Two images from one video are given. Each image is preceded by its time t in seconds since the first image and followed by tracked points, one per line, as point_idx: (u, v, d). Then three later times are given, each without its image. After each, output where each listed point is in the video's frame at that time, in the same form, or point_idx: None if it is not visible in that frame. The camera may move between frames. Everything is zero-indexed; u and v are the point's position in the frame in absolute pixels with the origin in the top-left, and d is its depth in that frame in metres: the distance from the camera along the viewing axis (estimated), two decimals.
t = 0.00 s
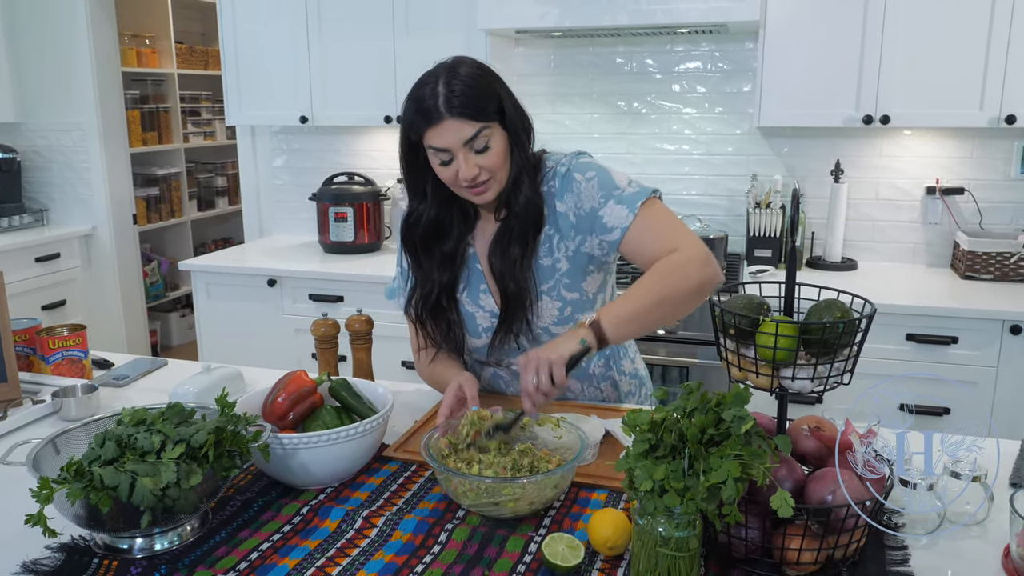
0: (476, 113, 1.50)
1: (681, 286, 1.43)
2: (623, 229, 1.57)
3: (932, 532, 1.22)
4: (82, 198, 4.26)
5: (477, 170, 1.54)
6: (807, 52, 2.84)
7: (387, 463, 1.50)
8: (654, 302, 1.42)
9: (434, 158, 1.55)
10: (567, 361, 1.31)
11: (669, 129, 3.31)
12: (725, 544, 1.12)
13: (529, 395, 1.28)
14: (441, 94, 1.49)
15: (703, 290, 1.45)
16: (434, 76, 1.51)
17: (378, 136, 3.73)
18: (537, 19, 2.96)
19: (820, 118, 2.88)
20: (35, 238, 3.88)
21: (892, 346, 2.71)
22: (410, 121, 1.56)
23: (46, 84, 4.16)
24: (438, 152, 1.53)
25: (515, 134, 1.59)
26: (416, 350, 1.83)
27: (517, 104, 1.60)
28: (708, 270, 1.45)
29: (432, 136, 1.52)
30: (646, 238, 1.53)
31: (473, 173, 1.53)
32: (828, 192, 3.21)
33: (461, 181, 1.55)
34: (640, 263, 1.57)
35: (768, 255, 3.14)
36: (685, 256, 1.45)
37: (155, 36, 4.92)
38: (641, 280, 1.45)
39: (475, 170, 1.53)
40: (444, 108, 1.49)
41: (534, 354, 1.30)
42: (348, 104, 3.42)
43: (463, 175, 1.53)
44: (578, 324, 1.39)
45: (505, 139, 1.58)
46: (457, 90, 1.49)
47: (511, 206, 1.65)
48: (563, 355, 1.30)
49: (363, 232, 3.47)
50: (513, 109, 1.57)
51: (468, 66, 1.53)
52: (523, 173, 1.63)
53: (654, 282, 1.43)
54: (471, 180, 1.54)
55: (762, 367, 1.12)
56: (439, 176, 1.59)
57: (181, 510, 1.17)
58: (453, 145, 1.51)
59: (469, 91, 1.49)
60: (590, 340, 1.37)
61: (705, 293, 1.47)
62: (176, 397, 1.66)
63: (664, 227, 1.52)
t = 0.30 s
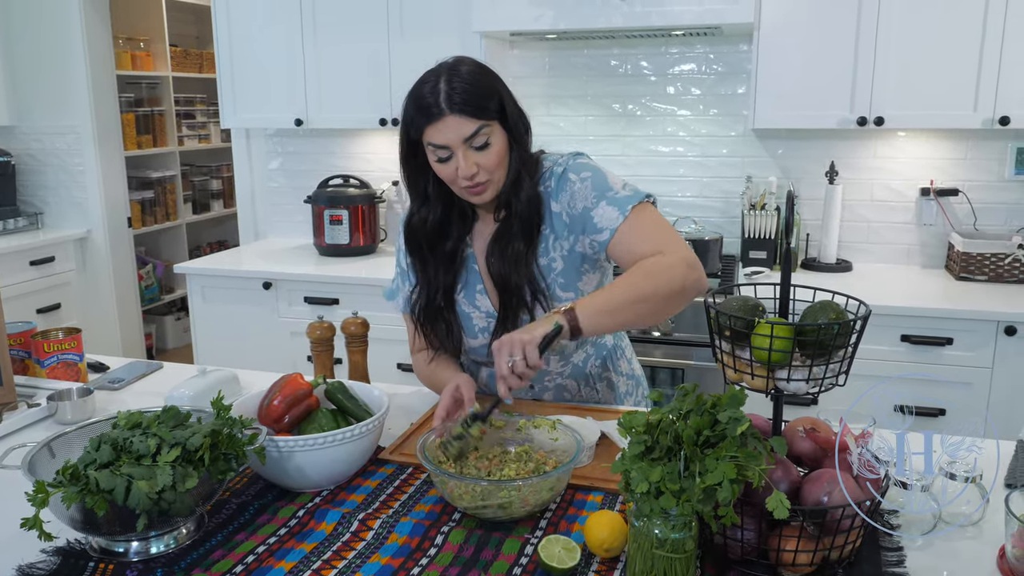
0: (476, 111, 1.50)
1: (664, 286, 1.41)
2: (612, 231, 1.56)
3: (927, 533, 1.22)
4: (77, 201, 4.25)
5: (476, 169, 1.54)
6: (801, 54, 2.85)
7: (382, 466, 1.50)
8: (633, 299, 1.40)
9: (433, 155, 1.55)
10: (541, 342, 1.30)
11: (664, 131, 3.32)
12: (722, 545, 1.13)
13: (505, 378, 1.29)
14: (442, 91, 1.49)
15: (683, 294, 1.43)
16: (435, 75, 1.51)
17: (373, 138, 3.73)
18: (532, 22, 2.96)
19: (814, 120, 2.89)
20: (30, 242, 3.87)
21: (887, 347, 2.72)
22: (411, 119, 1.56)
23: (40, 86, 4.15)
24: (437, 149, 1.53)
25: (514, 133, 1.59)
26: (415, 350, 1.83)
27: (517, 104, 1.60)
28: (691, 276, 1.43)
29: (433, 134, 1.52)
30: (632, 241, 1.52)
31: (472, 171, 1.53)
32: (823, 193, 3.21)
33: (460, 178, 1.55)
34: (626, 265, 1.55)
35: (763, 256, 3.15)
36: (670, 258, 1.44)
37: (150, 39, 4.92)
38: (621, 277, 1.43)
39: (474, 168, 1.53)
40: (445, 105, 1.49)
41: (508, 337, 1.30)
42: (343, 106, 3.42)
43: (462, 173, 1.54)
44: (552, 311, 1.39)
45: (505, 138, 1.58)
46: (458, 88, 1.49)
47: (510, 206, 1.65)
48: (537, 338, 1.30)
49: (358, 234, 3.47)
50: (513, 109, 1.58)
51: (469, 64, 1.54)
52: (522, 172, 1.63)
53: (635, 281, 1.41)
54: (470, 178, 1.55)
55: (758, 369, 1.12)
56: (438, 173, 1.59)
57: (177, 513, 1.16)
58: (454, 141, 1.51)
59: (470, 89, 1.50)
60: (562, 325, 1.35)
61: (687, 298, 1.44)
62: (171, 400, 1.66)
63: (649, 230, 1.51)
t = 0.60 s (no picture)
0: (468, 113, 1.50)
1: (660, 254, 1.41)
2: (604, 217, 1.56)
3: (927, 536, 1.22)
4: (75, 203, 4.24)
5: (465, 171, 1.54)
6: (800, 56, 2.85)
7: (381, 468, 1.49)
8: (635, 270, 1.39)
9: (424, 156, 1.55)
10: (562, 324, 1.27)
11: (663, 133, 3.32)
12: (720, 549, 1.12)
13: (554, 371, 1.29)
14: (434, 92, 1.49)
15: (684, 261, 1.42)
16: (428, 76, 1.51)
17: (372, 140, 3.72)
18: (531, 23, 2.96)
19: (813, 122, 2.89)
20: (28, 244, 3.87)
21: (887, 349, 2.72)
22: (403, 120, 1.56)
23: (38, 88, 4.15)
24: (428, 151, 1.53)
25: (506, 136, 1.58)
26: (411, 352, 1.84)
27: (510, 106, 1.59)
28: (689, 243, 1.42)
29: (423, 135, 1.51)
30: (623, 222, 1.51)
31: (461, 173, 1.53)
32: (822, 195, 3.21)
33: (450, 181, 1.54)
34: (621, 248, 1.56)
35: (762, 258, 3.15)
36: (665, 228, 1.43)
37: (149, 41, 4.92)
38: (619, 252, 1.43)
39: (463, 170, 1.53)
40: (436, 107, 1.49)
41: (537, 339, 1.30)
42: (342, 107, 3.41)
43: (451, 175, 1.53)
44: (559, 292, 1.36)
45: (497, 141, 1.58)
46: (450, 90, 1.49)
47: (501, 208, 1.65)
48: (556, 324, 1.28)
49: (357, 236, 3.46)
50: (505, 111, 1.57)
51: (462, 67, 1.53)
52: (513, 175, 1.63)
53: (633, 255, 1.41)
54: (459, 180, 1.54)
55: (757, 371, 1.11)
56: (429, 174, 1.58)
57: (174, 516, 1.16)
58: (444, 143, 1.51)
59: (462, 91, 1.49)
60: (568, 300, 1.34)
61: (688, 266, 1.44)
62: (169, 402, 1.65)
63: (640, 207, 1.50)
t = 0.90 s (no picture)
0: (461, 114, 1.49)
1: (678, 293, 1.42)
2: (609, 241, 1.56)
3: (930, 541, 1.21)
4: (77, 201, 4.24)
5: (459, 173, 1.52)
6: (802, 56, 2.84)
7: (379, 469, 1.49)
8: (651, 311, 1.40)
9: (417, 158, 1.54)
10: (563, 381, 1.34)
11: (665, 133, 3.30)
12: (721, 553, 1.11)
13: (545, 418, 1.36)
14: (427, 93, 1.49)
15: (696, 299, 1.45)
16: (423, 77, 1.51)
17: (374, 139, 3.71)
18: (533, 22, 2.95)
19: (815, 122, 2.87)
20: (30, 242, 3.86)
21: (890, 350, 2.70)
22: (397, 120, 1.56)
23: (39, 86, 4.14)
24: (422, 152, 1.52)
25: (501, 139, 1.57)
26: (407, 356, 1.83)
27: (506, 108, 1.58)
28: (699, 279, 1.44)
29: (417, 136, 1.51)
30: (634, 247, 1.52)
31: (454, 175, 1.52)
32: (825, 195, 3.20)
33: (442, 182, 1.53)
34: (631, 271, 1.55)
35: (764, 259, 3.13)
36: (677, 263, 1.43)
37: (151, 39, 4.92)
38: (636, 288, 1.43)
39: (456, 171, 1.52)
40: (430, 108, 1.48)
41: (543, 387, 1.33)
42: (343, 106, 3.40)
43: (444, 177, 1.52)
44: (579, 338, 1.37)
45: (492, 143, 1.57)
46: (444, 90, 1.49)
47: (497, 213, 1.64)
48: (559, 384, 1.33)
49: (358, 235, 3.45)
50: (501, 114, 1.56)
51: (458, 68, 1.53)
52: (509, 179, 1.62)
53: (647, 290, 1.41)
54: (453, 182, 1.53)
55: (758, 374, 1.10)
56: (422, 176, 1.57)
57: (170, 516, 1.14)
58: (437, 144, 1.50)
59: (456, 93, 1.49)
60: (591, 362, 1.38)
61: (697, 302, 1.45)
62: (167, 402, 1.65)
63: (649, 234, 1.51)
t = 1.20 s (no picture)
0: (463, 113, 1.48)
1: (672, 290, 1.35)
2: (606, 233, 1.53)
3: (937, 544, 1.19)
4: (83, 197, 4.24)
5: (462, 171, 1.52)
6: (811, 52, 2.81)
7: (381, 467, 1.48)
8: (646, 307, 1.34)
9: (419, 157, 1.53)
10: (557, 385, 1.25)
11: (672, 129, 3.28)
12: (724, 555, 1.09)
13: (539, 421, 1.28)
14: (428, 92, 1.47)
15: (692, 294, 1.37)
16: (423, 75, 1.49)
17: (379, 135, 3.70)
18: (539, 18, 2.93)
19: (823, 118, 2.85)
20: (36, 237, 3.87)
21: (898, 350, 2.68)
22: (398, 119, 1.54)
23: (46, 81, 4.14)
24: (424, 152, 1.51)
25: (503, 135, 1.56)
26: (411, 355, 1.82)
27: (508, 104, 1.57)
28: (697, 272, 1.37)
29: (418, 136, 1.50)
30: (631, 240, 1.47)
31: (458, 174, 1.51)
32: (833, 193, 3.17)
33: (446, 181, 1.52)
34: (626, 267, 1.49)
35: (772, 256, 3.11)
36: (672, 258, 1.37)
37: (157, 36, 4.92)
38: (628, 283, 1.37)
39: (459, 170, 1.51)
40: (431, 107, 1.47)
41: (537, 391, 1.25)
42: (348, 103, 3.39)
43: (447, 176, 1.51)
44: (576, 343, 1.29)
45: (494, 141, 1.55)
46: (445, 88, 1.47)
47: (500, 210, 1.63)
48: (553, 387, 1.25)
49: (364, 231, 3.45)
50: (502, 110, 1.55)
51: (458, 65, 1.51)
52: (512, 176, 1.60)
53: (642, 286, 1.35)
54: (456, 181, 1.52)
55: (763, 374, 1.08)
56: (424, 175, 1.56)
57: (168, 515, 1.13)
58: (439, 144, 1.49)
59: (457, 90, 1.47)
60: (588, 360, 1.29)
61: (695, 298, 1.38)
62: (169, 399, 1.64)
63: (647, 228, 1.46)
